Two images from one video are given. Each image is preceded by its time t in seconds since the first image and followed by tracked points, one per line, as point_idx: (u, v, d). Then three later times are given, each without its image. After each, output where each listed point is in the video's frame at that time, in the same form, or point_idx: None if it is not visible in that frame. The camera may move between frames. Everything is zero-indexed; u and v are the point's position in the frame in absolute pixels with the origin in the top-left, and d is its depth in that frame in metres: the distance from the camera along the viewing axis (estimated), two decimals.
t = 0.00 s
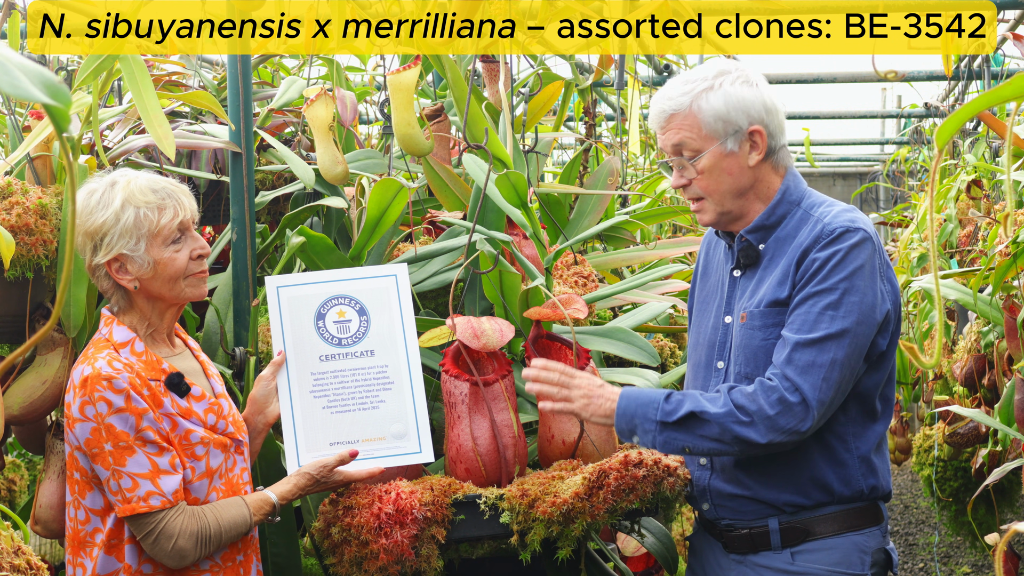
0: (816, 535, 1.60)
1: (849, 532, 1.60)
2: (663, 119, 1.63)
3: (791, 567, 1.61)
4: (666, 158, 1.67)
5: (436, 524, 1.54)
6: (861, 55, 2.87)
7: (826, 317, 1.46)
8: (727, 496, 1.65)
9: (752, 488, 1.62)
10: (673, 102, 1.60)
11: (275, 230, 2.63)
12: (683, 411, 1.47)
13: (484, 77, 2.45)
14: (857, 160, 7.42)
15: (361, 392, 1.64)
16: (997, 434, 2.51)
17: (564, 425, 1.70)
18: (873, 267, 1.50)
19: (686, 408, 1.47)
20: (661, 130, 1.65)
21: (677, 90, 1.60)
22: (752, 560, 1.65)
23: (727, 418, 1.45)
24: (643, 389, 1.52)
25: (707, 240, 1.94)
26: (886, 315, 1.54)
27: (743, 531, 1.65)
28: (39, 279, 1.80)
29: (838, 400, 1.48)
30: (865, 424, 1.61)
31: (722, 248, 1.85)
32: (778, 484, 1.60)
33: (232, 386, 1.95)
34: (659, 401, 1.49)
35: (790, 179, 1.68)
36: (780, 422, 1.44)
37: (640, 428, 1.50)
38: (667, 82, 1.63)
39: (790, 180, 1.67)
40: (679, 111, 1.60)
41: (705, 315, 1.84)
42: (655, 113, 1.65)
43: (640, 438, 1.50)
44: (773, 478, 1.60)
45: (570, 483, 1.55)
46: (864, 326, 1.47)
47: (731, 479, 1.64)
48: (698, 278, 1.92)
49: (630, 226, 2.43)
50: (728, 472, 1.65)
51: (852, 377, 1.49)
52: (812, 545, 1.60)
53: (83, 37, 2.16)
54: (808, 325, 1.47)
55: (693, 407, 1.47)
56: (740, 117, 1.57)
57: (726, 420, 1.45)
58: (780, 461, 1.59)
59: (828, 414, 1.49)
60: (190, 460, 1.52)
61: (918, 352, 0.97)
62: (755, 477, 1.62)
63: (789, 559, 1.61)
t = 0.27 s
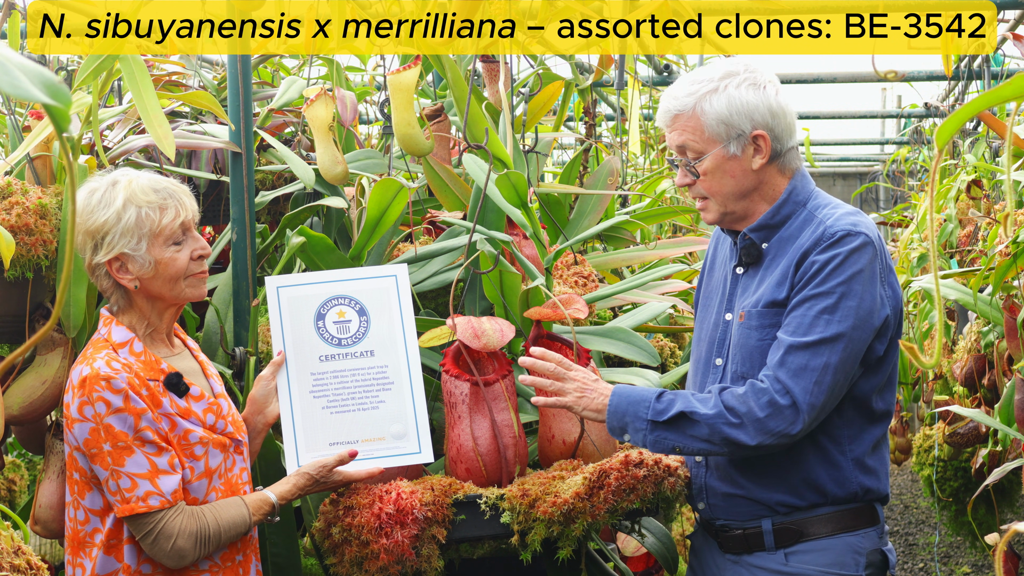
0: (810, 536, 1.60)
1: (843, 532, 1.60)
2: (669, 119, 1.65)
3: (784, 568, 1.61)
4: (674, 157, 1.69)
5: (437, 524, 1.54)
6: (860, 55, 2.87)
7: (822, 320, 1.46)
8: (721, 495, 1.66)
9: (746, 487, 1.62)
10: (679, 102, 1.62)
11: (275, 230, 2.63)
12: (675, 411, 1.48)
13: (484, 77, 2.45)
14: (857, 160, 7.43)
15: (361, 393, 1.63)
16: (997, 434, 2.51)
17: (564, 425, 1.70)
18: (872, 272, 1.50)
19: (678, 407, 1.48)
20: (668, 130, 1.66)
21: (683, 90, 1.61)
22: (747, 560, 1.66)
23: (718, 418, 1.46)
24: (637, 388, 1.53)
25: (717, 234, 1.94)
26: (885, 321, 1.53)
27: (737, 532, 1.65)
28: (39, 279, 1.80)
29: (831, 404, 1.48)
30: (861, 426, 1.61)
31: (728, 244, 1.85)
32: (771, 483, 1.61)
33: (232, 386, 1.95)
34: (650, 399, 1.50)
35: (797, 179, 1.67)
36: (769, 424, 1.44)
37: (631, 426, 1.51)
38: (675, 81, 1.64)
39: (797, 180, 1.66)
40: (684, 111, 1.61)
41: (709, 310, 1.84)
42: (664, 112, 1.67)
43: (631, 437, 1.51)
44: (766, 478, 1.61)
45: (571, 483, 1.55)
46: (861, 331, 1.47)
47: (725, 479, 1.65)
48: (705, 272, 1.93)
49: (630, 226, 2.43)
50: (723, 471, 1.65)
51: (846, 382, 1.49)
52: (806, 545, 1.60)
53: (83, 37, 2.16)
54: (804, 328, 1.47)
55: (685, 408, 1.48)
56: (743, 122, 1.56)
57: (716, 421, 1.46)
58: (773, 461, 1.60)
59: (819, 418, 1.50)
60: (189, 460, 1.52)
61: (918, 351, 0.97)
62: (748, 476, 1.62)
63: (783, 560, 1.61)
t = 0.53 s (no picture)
0: (803, 536, 1.60)
1: (838, 533, 1.59)
2: (663, 120, 1.64)
3: (778, 568, 1.62)
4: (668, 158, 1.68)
5: (436, 524, 1.54)
6: (861, 55, 2.87)
7: (803, 323, 1.46)
8: (715, 496, 1.67)
9: (738, 487, 1.63)
10: (672, 103, 1.61)
11: (275, 230, 2.63)
12: (655, 412, 1.47)
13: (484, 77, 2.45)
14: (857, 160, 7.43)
15: (360, 392, 1.64)
16: (997, 434, 2.51)
17: (564, 425, 1.70)
18: (855, 275, 1.49)
19: (658, 408, 1.47)
20: (661, 131, 1.66)
21: (677, 91, 1.60)
22: (743, 560, 1.67)
23: (696, 420, 1.46)
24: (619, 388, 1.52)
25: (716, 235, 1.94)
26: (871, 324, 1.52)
27: (732, 532, 1.67)
28: (39, 279, 1.80)
29: (813, 407, 1.47)
30: (853, 427, 1.60)
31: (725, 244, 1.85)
32: (763, 484, 1.61)
33: (231, 386, 1.95)
34: (632, 399, 1.49)
35: (789, 181, 1.67)
36: (748, 427, 1.44)
37: (613, 426, 1.50)
38: (670, 82, 1.64)
39: (789, 182, 1.66)
40: (677, 112, 1.60)
41: (704, 311, 1.84)
42: (657, 114, 1.66)
43: (613, 437, 1.51)
44: (757, 478, 1.61)
45: (570, 483, 1.55)
46: (843, 334, 1.46)
47: (718, 479, 1.66)
48: (704, 273, 1.93)
49: (630, 226, 2.43)
50: (715, 471, 1.66)
51: (829, 385, 1.48)
52: (800, 546, 1.60)
53: (83, 37, 2.16)
54: (786, 331, 1.47)
55: (664, 409, 1.47)
56: (735, 125, 1.56)
57: (695, 422, 1.45)
58: (764, 461, 1.60)
59: (802, 421, 1.49)
60: (189, 461, 1.52)
61: (918, 351, 0.97)
62: (740, 477, 1.63)
63: (777, 560, 1.62)
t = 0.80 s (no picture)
0: (805, 537, 1.60)
1: (839, 533, 1.59)
2: (661, 110, 1.58)
3: (780, 570, 1.61)
4: (660, 154, 1.60)
5: (437, 524, 1.54)
6: (861, 55, 2.87)
7: (778, 321, 1.46)
8: (716, 499, 1.67)
9: (738, 490, 1.64)
10: (672, 91, 1.57)
11: (275, 230, 2.63)
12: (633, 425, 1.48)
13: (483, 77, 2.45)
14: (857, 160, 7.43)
15: (361, 393, 1.63)
16: (998, 434, 2.51)
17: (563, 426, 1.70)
18: (828, 272, 1.48)
19: (637, 421, 1.48)
20: (656, 122, 1.59)
21: (676, 79, 1.57)
22: (745, 562, 1.67)
23: (673, 426, 1.46)
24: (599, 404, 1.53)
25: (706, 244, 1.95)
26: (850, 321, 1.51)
27: (734, 535, 1.66)
28: (39, 279, 1.80)
29: (793, 405, 1.47)
30: (845, 426, 1.60)
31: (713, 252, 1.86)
32: (763, 484, 1.61)
33: (232, 386, 1.95)
34: (612, 414, 1.50)
35: (768, 184, 1.68)
36: (725, 426, 1.44)
37: (598, 444, 1.50)
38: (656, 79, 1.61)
39: (767, 185, 1.68)
40: (682, 98, 1.56)
41: (696, 319, 1.84)
42: (650, 107, 1.60)
43: (601, 455, 1.51)
44: (757, 480, 1.62)
45: (571, 483, 1.55)
46: (818, 330, 1.45)
47: (718, 483, 1.67)
48: (695, 282, 1.93)
49: (630, 226, 2.43)
50: (715, 475, 1.67)
51: (808, 382, 1.47)
52: (802, 547, 1.60)
53: (83, 37, 2.16)
54: (761, 330, 1.47)
55: (643, 422, 1.48)
56: (738, 105, 1.58)
57: (672, 429, 1.46)
58: (763, 462, 1.61)
59: (782, 420, 1.48)
60: (189, 462, 1.52)
61: (919, 352, 0.97)
62: (740, 479, 1.63)
63: (779, 562, 1.62)
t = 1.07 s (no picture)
0: (808, 536, 1.59)
1: (841, 532, 1.60)
2: (681, 94, 1.62)
3: (782, 569, 1.60)
4: (675, 138, 1.63)
5: (437, 524, 1.54)
6: (861, 55, 2.87)
7: (785, 309, 1.47)
8: (717, 497, 1.66)
9: (741, 488, 1.63)
10: (692, 77, 1.62)
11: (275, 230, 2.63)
12: (640, 425, 1.47)
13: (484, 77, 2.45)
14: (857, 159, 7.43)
15: (361, 394, 1.63)
16: (998, 434, 2.51)
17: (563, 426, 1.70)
18: (836, 262, 1.50)
19: (644, 424, 1.47)
20: (675, 106, 1.63)
21: (695, 68, 1.63)
22: (745, 561, 1.66)
23: (679, 421, 1.47)
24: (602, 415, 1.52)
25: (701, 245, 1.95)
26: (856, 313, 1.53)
27: (734, 534, 1.65)
28: (39, 279, 1.80)
29: (798, 395, 1.48)
30: (847, 422, 1.61)
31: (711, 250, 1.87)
32: (767, 482, 1.61)
33: (232, 386, 1.95)
34: (618, 421, 1.49)
35: (772, 179, 1.70)
36: (732, 416, 1.45)
37: (606, 451, 1.49)
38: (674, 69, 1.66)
39: (771, 180, 1.69)
40: (701, 84, 1.61)
41: (694, 317, 1.84)
42: (668, 91, 1.63)
43: (610, 463, 1.49)
44: (761, 478, 1.61)
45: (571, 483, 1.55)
46: (825, 319, 1.47)
47: (720, 481, 1.65)
48: (691, 282, 1.93)
49: (630, 226, 2.43)
50: (717, 473, 1.66)
51: (814, 372, 1.48)
52: (804, 546, 1.59)
53: (83, 37, 2.16)
54: (768, 318, 1.48)
55: (650, 421, 1.48)
56: (752, 99, 1.64)
57: (679, 425, 1.46)
58: (767, 460, 1.61)
59: (787, 411, 1.49)
60: (190, 463, 1.52)
61: (919, 352, 0.97)
62: (743, 477, 1.62)
63: (780, 561, 1.61)
